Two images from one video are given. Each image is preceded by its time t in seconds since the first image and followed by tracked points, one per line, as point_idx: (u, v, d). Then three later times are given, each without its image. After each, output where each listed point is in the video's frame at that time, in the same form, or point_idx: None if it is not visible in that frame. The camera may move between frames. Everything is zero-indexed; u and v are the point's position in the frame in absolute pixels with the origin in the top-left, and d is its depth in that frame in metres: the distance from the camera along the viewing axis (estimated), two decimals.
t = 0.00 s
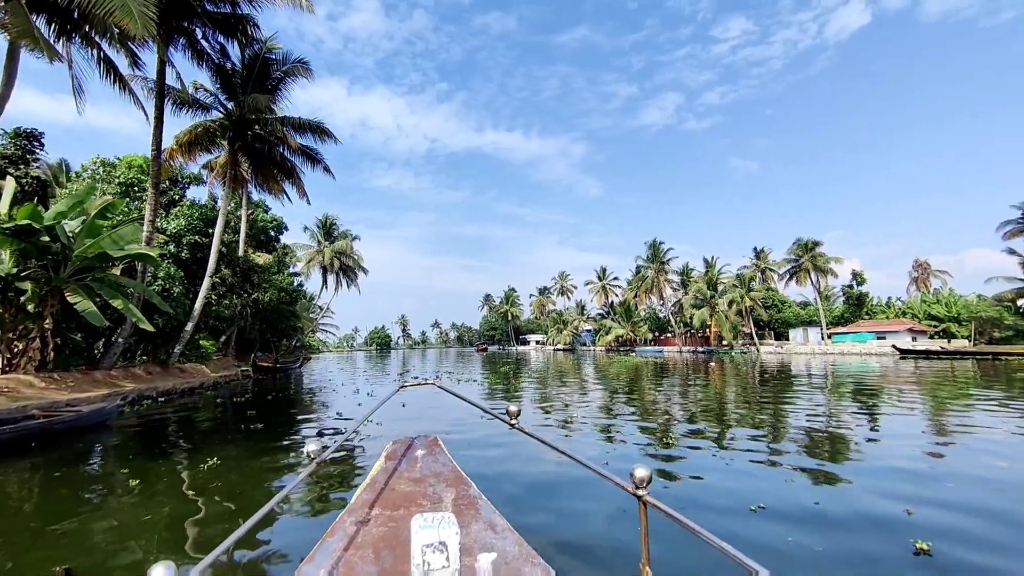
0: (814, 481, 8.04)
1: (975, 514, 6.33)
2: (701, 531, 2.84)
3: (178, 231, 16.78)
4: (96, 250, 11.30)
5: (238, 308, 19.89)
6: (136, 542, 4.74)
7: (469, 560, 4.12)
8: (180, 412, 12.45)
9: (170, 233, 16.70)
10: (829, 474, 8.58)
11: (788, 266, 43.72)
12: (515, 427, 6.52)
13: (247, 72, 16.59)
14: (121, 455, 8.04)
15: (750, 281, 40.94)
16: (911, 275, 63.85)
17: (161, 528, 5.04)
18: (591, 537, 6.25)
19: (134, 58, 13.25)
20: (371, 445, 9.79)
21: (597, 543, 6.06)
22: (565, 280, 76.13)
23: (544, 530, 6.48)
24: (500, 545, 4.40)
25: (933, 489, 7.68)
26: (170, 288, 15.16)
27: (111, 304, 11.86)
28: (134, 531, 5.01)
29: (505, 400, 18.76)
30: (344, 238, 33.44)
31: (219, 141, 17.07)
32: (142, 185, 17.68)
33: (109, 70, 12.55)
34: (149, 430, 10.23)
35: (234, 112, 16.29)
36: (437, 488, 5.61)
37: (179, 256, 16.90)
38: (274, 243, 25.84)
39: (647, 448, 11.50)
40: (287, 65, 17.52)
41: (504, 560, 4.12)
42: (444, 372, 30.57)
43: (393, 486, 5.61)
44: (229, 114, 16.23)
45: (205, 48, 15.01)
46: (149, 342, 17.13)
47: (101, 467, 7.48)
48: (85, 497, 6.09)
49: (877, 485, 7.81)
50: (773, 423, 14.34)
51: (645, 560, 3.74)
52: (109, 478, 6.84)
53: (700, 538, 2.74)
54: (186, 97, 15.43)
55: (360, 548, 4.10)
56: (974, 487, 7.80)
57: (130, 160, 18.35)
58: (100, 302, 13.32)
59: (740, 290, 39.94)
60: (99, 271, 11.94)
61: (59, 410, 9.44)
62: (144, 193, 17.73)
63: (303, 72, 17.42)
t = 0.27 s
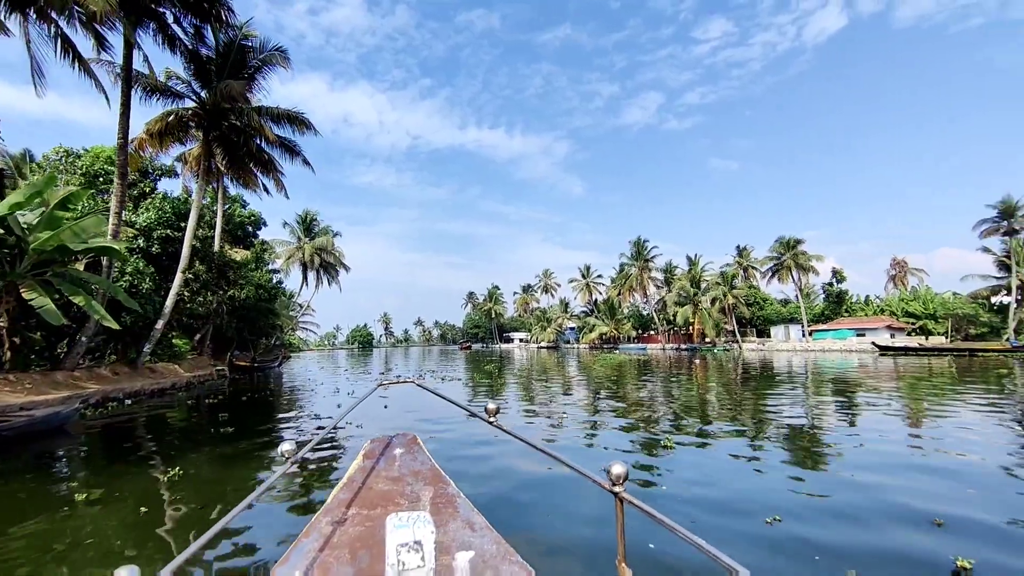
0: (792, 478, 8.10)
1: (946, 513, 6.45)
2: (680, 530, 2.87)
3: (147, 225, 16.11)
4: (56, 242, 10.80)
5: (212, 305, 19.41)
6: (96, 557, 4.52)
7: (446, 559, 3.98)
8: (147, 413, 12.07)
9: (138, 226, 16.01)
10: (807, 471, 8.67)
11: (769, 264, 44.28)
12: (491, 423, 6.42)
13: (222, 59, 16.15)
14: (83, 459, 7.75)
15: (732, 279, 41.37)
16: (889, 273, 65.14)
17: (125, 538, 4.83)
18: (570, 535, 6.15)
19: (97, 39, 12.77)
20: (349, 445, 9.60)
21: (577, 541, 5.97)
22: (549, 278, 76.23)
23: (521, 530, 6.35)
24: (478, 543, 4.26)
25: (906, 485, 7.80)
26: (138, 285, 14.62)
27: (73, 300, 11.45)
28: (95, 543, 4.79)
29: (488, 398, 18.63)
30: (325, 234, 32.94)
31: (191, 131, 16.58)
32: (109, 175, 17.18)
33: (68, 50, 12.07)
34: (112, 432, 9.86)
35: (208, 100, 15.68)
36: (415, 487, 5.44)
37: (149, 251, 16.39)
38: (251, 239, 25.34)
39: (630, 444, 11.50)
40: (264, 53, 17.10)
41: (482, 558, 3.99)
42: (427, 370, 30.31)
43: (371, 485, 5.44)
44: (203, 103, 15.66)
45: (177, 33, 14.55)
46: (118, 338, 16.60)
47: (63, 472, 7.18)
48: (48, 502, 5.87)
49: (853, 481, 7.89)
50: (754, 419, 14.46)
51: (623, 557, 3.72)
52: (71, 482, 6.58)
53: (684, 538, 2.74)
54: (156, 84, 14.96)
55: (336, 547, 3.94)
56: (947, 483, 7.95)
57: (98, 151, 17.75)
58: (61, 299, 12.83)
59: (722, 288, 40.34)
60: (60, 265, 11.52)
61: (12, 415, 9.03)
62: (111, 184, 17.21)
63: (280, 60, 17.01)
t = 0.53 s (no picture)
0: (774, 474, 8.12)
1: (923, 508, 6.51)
2: (647, 525, 2.85)
3: (119, 220, 15.66)
4: (16, 237, 10.42)
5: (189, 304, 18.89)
6: (53, 571, 4.34)
7: (422, 560, 3.87)
8: (117, 417, 11.75)
9: (110, 221, 15.52)
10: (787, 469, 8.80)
11: (753, 263, 44.74)
12: (470, 423, 6.28)
13: (198, 48, 15.75)
14: (47, 466, 7.50)
15: (717, 277, 41.71)
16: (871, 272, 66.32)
17: (90, 550, 4.67)
18: (549, 534, 6.06)
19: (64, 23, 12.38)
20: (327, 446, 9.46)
21: (558, 541, 5.90)
22: (535, 277, 76.25)
23: (501, 529, 6.27)
24: (455, 543, 4.16)
25: (883, 480, 7.90)
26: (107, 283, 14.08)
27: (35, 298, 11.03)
28: (51, 556, 4.61)
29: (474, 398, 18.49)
30: (308, 231, 32.47)
31: (167, 123, 16.18)
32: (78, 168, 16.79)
33: (28, 31, 11.62)
34: (76, 438, 9.53)
35: (183, 91, 15.21)
36: (393, 488, 5.30)
37: (120, 247, 15.83)
38: (230, 236, 24.86)
39: (613, 443, 11.49)
40: (243, 43, 16.67)
41: (458, 559, 3.89)
42: (412, 369, 30.02)
43: (348, 486, 5.29)
44: (178, 95, 15.20)
45: (150, 20, 14.14)
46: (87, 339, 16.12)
47: (25, 480, 6.92)
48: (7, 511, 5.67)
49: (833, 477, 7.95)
50: (738, 417, 14.55)
51: (597, 554, 3.67)
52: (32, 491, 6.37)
53: (652, 534, 2.74)
54: (127, 72, 14.53)
55: (312, 550, 3.80)
56: (923, 479, 8.06)
57: (68, 145, 17.26)
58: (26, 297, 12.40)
59: (707, 286, 40.63)
60: (21, 261, 11.10)
61: None
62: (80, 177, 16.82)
63: (260, 50, 16.58)
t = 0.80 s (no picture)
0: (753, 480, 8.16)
1: (899, 517, 6.57)
2: (625, 527, 2.82)
3: (88, 213, 15.34)
4: None
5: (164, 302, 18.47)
6: None
7: (396, 561, 3.75)
8: (84, 421, 11.40)
9: (77, 215, 15.21)
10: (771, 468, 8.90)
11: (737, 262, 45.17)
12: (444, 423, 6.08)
13: (173, 36, 15.32)
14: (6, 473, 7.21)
15: (701, 276, 42.02)
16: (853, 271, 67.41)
17: (45, 560, 4.48)
18: (526, 537, 5.95)
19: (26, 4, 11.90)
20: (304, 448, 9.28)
21: (540, 542, 5.80)
22: (521, 275, 76.16)
23: (477, 531, 6.15)
24: (430, 544, 4.03)
25: (858, 483, 7.98)
26: (74, 279, 13.69)
27: None
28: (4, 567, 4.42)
29: (459, 398, 18.31)
30: (289, 229, 31.96)
31: (139, 114, 15.72)
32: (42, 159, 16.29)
33: None
34: (38, 443, 9.21)
35: (156, 80, 14.80)
36: (368, 488, 5.14)
37: (89, 242, 15.44)
38: (208, 233, 24.36)
39: (596, 442, 11.45)
40: (221, 33, 16.24)
41: (433, 560, 3.79)
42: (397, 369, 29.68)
43: (322, 487, 5.12)
44: (151, 84, 14.82)
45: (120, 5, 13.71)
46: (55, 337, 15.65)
47: None
48: None
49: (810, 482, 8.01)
50: (723, 415, 14.64)
51: (569, 555, 3.66)
52: None
53: (628, 537, 2.69)
54: (96, 58, 14.05)
55: (284, 552, 3.65)
56: (898, 479, 8.15)
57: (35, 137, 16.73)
58: None
59: (692, 285, 40.89)
60: None
61: None
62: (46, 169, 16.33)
63: (238, 40, 16.16)
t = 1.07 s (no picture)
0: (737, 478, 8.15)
1: (881, 511, 6.62)
2: (596, 526, 2.93)
3: (54, 207, 14.91)
4: None
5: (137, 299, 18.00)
6: None
7: (370, 564, 3.65)
8: (50, 424, 11.04)
9: (43, 209, 14.79)
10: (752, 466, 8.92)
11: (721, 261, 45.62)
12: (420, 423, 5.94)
13: (147, 23, 14.90)
14: None
15: (686, 276, 42.32)
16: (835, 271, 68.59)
17: None
18: (508, 537, 5.84)
19: None
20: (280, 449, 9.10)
21: (520, 543, 5.71)
22: (506, 275, 76.07)
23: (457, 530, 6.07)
24: (406, 544, 3.96)
25: (840, 479, 8.07)
26: (38, 275, 13.23)
27: None
28: None
29: (442, 397, 18.14)
30: (271, 226, 31.43)
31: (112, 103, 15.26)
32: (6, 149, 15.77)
33: None
34: None
35: (129, 68, 14.41)
36: (344, 489, 5.01)
37: (55, 237, 14.97)
38: (185, 230, 23.85)
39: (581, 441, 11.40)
40: (198, 21, 15.83)
41: (408, 560, 3.71)
42: (380, 368, 29.38)
43: (297, 488, 4.97)
44: (123, 71, 14.37)
45: None
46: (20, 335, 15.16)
47: None
48: None
49: (794, 480, 8.05)
50: (706, 414, 14.71)
51: (541, 553, 3.82)
52: None
53: (601, 535, 2.81)
54: (64, 43, 13.61)
55: (256, 556, 3.52)
56: (878, 476, 8.26)
57: None
58: None
59: (677, 285, 41.18)
60: None
61: None
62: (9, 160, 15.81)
63: (216, 28, 15.74)
